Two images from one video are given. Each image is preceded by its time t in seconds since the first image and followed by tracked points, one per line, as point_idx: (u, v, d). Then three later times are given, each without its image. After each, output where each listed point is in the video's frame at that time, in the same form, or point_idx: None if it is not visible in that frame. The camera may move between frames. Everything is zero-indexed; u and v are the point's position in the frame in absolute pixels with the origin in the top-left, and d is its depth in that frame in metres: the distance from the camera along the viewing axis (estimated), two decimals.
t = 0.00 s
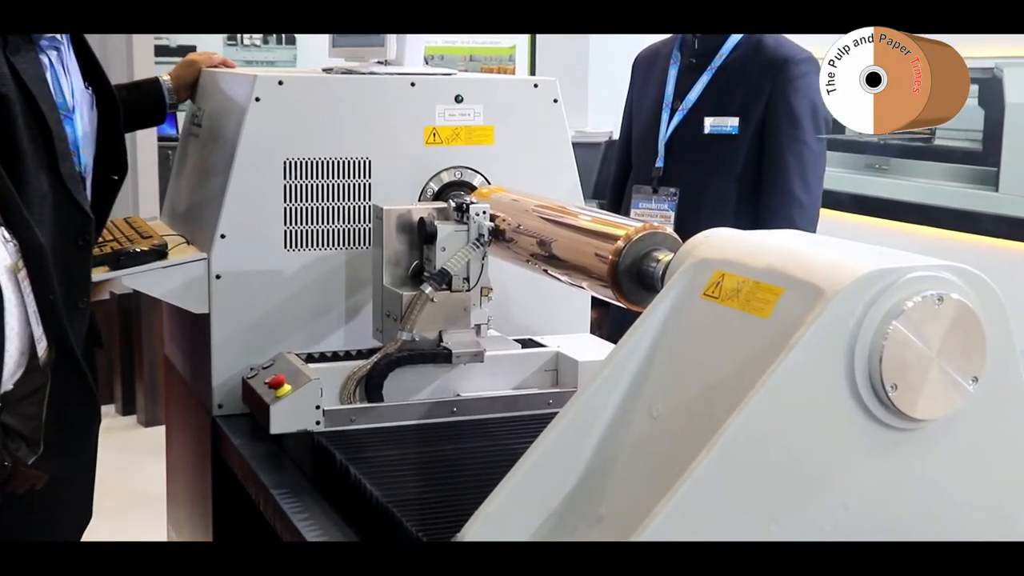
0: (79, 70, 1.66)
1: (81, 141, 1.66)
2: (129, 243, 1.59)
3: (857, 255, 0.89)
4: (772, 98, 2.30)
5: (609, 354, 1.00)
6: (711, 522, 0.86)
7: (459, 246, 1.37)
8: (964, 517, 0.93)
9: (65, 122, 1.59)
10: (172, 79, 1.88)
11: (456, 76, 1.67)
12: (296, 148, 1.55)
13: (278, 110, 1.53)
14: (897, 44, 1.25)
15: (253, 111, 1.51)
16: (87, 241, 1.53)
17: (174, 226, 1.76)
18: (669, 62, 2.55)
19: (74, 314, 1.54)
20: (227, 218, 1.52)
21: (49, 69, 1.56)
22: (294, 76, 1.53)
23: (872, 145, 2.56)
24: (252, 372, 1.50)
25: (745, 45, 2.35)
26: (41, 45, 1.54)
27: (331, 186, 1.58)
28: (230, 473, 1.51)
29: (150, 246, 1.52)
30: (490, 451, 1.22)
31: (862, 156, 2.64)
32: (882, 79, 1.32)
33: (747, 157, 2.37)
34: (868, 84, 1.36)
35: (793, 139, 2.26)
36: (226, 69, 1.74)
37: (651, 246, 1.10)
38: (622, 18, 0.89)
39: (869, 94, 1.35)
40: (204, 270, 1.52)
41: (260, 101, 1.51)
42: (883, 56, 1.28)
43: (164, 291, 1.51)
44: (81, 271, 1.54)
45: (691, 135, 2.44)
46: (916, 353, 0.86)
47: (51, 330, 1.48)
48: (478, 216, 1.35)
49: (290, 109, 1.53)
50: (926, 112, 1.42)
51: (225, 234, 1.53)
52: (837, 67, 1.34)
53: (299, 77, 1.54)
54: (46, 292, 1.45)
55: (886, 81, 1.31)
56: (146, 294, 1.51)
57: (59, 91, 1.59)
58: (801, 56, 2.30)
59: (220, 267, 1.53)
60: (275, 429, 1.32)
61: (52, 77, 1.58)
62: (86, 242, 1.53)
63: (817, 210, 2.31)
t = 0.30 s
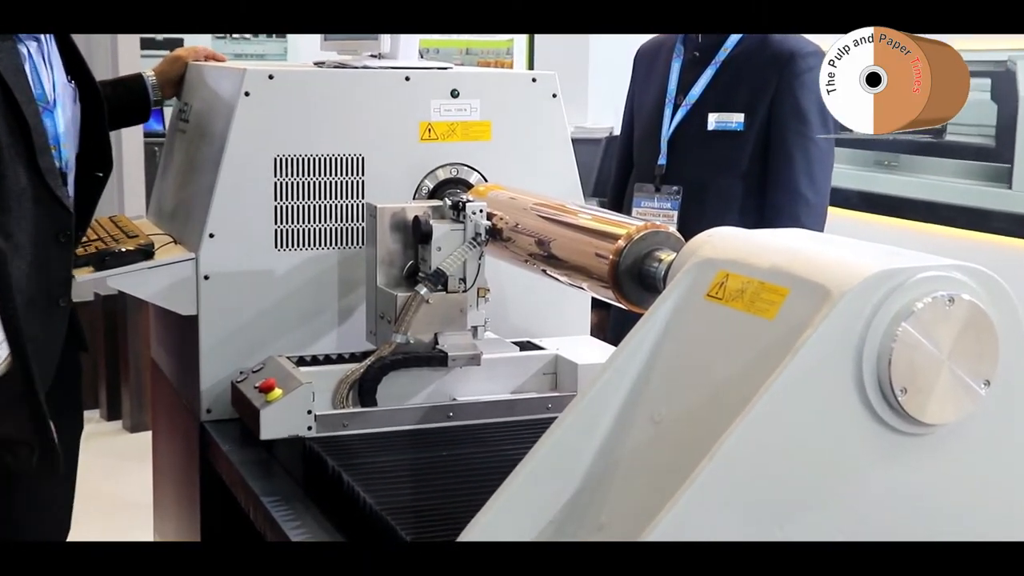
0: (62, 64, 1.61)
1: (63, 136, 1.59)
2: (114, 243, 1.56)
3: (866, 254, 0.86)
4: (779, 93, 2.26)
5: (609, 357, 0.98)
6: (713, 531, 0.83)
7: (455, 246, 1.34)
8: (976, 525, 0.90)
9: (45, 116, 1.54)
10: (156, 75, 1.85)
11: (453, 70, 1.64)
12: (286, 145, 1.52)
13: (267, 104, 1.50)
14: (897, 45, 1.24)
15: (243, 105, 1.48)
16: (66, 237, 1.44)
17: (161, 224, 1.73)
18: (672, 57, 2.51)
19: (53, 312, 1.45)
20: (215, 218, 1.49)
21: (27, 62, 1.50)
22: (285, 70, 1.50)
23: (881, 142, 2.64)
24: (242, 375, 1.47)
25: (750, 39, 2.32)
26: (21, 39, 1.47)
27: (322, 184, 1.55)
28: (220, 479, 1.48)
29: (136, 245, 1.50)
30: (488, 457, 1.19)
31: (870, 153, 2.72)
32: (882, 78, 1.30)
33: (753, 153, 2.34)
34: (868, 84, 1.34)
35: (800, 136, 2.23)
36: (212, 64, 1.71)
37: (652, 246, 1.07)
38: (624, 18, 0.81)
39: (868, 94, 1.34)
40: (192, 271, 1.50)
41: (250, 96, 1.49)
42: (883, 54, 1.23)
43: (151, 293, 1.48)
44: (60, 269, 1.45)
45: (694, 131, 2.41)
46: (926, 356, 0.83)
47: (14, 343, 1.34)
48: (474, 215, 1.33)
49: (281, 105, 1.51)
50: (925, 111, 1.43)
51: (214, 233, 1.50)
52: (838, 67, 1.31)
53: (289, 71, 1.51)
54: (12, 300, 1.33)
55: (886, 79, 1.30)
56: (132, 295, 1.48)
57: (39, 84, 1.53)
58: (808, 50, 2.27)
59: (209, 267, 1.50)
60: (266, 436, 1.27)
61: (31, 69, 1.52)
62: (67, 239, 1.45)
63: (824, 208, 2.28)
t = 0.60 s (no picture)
0: (50, 61, 1.59)
1: (47, 131, 1.56)
2: (100, 242, 1.53)
3: (873, 254, 0.84)
4: (786, 90, 2.24)
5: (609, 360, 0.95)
6: (714, 539, 0.81)
7: (451, 245, 1.32)
8: (983, 530, 0.88)
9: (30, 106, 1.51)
10: (140, 75, 1.82)
11: (449, 64, 1.62)
12: (277, 141, 1.50)
13: (258, 100, 1.48)
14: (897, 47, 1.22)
15: (232, 101, 1.46)
16: (48, 230, 1.42)
17: (148, 223, 1.71)
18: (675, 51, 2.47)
19: (33, 306, 1.43)
20: (204, 217, 1.47)
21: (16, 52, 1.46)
22: (276, 64, 1.48)
23: (886, 140, 2.66)
24: (232, 378, 1.45)
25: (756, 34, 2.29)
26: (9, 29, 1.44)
27: (314, 182, 1.53)
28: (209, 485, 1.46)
29: (123, 245, 1.47)
30: (486, 463, 1.17)
31: (877, 151, 2.73)
32: (883, 79, 1.31)
33: (760, 150, 2.31)
34: (868, 84, 1.36)
35: (807, 134, 2.21)
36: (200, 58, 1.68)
37: (653, 245, 1.05)
38: (624, 18, 0.77)
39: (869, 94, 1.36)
40: (180, 271, 1.47)
41: (240, 91, 1.46)
42: (883, 55, 1.25)
43: (138, 293, 1.45)
44: (43, 262, 1.42)
45: (698, 128, 2.38)
46: (934, 358, 0.81)
47: None
48: (471, 213, 1.31)
49: (271, 101, 1.48)
50: (925, 110, 1.39)
51: (203, 233, 1.48)
52: (838, 68, 1.34)
53: (280, 66, 1.49)
54: None
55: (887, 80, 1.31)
56: (119, 295, 1.45)
57: (26, 75, 1.50)
58: (815, 45, 2.24)
59: (198, 268, 1.48)
60: (257, 440, 1.25)
61: (18, 60, 1.49)
62: (49, 232, 1.42)
63: (832, 208, 2.26)
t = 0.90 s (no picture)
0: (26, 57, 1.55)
1: (18, 127, 1.53)
2: (80, 242, 1.49)
3: (881, 255, 0.81)
4: (796, 86, 2.21)
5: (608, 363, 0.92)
6: (714, 550, 0.78)
7: (445, 245, 1.29)
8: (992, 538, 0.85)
9: None
10: (123, 76, 1.81)
11: (442, 57, 1.59)
12: (265, 137, 1.47)
13: (244, 94, 1.45)
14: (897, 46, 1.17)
15: (218, 96, 1.43)
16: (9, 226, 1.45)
17: (130, 222, 1.68)
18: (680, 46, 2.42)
19: None
20: (189, 216, 1.44)
21: None
22: (263, 58, 1.45)
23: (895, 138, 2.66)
24: (218, 383, 1.41)
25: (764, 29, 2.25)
26: None
27: (303, 179, 1.50)
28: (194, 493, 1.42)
29: (105, 245, 1.44)
30: (483, 471, 1.14)
31: (886, 148, 2.74)
32: (883, 78, 1.28)
33: (771, 148, 2.28)
34: (868, 84, 1.33)
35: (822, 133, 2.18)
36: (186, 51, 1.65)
37: (653, 245, 1.02)
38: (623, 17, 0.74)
39: (868, 94, 1.33)
40: (164, 271, 1.44)
41: (226, 86, 1.44)
42: (882, 55, 1.22)
43: (122, 294, 1.42)
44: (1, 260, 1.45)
45: (706, 125, 2.34)
46: (945, 363, 0.78)
47: None
48: (465, 213, 1.28)
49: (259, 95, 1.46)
50: (925, 107, 1.33)
51: (188, 233, 1.45)
52: (838, 67, 1.32)
53: (267, 60, 1.46)
54: None
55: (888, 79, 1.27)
56: (99, 297, 1.42)
57: None
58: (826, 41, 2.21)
59: (182, 268, 1.45)
60: (242, 448, 1.22)
61: None
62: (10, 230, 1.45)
63: (844, 208, 2.24)
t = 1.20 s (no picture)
0: None
1: None
2: (60, 242, 1.46)
3: (892, 255, 0.78)
4: (811, 85, 2.18)
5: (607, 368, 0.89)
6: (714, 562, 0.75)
7: (439, 245, 1.27)
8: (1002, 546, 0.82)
9: None
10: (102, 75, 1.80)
11: (435, 50, 1.56)
12: (253, 133, 1.44)
13: (229, 88, 1.42)
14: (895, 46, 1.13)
15: (204, 90, 1.40)
16: None
17: (112, 222, 1.65)
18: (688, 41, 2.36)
19: None
20: (174, 214, 1.41)
21: None
22: (251, 51, 1.42)
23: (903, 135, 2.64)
24: (203, 388, 1.38)
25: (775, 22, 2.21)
26: None
27: (292, 177, 1.48)
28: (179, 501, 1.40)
29: (86, 245, 1.41)
30: (479, 479, 1.11)
31: (895, 144, 2.72)
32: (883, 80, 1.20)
33: (786, 146, 2.23)
34: (868, 83, 1.23)
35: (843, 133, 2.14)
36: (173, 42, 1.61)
37: (655, 245, 0.99)
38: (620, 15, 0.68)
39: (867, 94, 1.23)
40: (148, 272, 1.41)
41: (212, 80, 1.41)
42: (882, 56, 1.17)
43: (104, 295, 1.40)
44: None
45: (718, 122, 2.29)
46: (957, 367, 0.75)
47: None
48: (460, 211, 1.26)
49: (247, 86, 1.43)
50: (925, 113, 1.25)
51: (173, 232, 1.42)
52: (838, 67, 1.27)
53: (253, 52, 1.43)
54: None
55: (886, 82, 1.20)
56: (80, 298, 1.39)
57: None
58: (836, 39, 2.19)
59: (167, 269, 1.42)
60: (230, 455, 1.20)
61: None
62: None
63: (861, 206, 2.21)
